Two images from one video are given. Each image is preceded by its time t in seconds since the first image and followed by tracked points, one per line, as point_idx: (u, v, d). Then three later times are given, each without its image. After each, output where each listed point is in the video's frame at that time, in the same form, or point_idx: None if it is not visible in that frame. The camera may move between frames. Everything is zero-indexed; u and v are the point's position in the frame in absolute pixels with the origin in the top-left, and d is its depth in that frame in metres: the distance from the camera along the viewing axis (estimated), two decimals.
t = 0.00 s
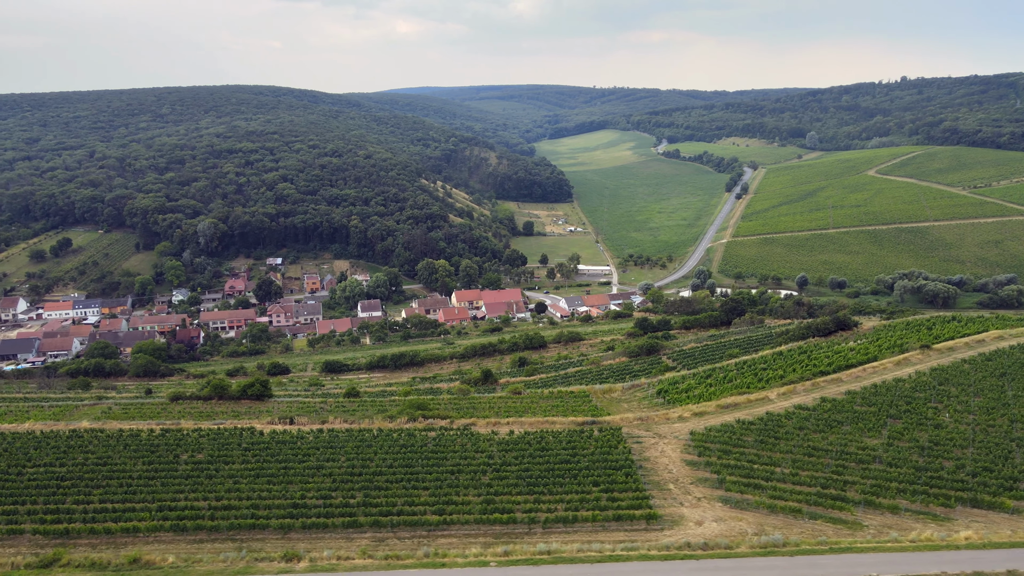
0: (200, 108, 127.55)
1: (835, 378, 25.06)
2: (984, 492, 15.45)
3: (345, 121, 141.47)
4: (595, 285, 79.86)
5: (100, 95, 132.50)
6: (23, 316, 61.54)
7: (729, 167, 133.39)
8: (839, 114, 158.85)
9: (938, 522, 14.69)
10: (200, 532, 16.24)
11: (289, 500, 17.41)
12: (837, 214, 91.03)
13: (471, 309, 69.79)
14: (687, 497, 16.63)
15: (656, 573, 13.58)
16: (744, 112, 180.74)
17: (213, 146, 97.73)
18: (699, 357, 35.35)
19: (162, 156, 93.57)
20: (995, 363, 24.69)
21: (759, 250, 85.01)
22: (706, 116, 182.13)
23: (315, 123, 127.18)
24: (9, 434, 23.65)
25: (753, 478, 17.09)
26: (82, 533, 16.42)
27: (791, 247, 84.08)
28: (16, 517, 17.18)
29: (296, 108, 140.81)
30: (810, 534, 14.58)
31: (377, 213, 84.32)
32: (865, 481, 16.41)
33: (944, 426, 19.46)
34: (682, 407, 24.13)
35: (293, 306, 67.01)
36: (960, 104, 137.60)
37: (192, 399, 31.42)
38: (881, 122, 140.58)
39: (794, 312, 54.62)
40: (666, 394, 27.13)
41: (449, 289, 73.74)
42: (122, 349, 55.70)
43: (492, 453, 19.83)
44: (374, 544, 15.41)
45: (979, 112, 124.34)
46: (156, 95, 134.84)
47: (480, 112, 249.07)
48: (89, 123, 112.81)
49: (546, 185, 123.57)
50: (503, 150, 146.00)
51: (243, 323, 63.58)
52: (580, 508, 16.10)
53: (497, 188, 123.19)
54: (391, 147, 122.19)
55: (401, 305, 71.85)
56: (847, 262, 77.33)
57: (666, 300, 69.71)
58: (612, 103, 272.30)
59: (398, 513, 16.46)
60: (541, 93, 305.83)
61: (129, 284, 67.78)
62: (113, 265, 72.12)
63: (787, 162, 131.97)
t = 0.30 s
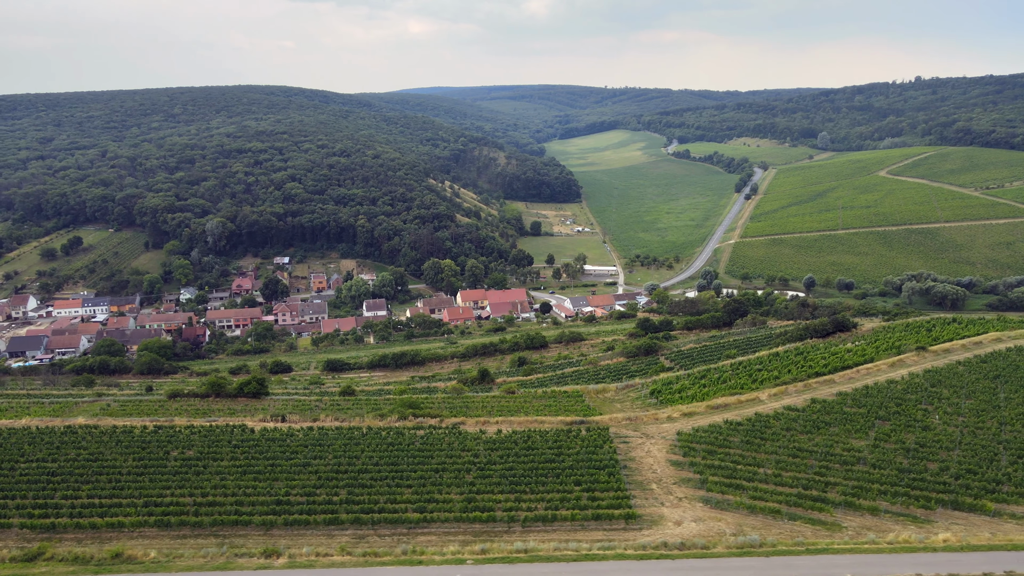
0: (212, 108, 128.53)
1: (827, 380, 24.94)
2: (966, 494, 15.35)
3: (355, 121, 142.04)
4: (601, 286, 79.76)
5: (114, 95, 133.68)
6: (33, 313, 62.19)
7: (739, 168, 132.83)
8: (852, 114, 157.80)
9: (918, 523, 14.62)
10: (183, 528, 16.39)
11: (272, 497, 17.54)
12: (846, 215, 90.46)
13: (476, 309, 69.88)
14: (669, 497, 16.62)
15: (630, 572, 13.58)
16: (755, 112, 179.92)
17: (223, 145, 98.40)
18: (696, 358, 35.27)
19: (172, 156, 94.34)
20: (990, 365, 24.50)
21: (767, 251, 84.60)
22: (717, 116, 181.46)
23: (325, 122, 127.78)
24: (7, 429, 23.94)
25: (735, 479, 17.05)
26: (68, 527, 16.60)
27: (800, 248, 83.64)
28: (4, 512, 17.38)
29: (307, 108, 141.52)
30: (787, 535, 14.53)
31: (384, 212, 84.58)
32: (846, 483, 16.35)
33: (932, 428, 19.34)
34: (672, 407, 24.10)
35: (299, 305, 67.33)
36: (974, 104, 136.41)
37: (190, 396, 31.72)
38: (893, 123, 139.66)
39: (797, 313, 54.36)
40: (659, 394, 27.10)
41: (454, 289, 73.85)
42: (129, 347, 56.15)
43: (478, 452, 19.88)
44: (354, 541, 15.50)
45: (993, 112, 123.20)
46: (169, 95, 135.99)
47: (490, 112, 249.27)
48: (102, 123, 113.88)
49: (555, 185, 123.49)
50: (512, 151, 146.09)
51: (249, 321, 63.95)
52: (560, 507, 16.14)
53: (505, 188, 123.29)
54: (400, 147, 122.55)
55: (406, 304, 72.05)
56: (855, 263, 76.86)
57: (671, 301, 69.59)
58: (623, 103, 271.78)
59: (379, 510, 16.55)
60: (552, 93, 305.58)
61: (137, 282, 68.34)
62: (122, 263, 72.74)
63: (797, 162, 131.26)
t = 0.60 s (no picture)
0: (223, 108, 129.36)
1: (820, 381, 24.80)
2: (947, 496, 15.27)
3: (365, 121, 142.48)
4: (607, 286, 79.61)
5: (127, 95, 134.84)
6: (42, 311, 62.81)
7: (749, 168, 132.19)
8: (864, 114, 156.70)
9: (897, 525, 14.55)
10: (167, 524, 16.56)
11: (257, 493, 17.67)
12: (856, 216, 89.87)
13: (481, 308, 69.95)
14: (651, 497, 16.62)
15: (604, 571, 13.58)
16: (767, 112, 179.01)
17: (233, 145, 99.05)
18: (694, 359, 35.15)
19: (182, 156, 95.06)
20: (985, 367, 24.30)
21: (775, 252, 84.11)
22: (728, 116, 180.69)
23: (334, 122, 128.29)
24: (4, 425, 24.25)
25: (717, 479, 17.03)
26: (55, 522, 16.80)
27: (808, 249, 83.16)
28: None
29: (317, 108, 142.15)
30: (765, 535, 14.51)
31: (392, 212, 84.80)
32: (828, 484, 16.30)
33: (920, 430, 19.21)
34: (663, 408, 24.04)
35: (305, 304, 67.62)
36: (989, 105, 135.16)
37: (188, 394, 31.95)
38: (906, 123, 138.66)
39: (802, 314, 54.04)
40: (652, 395, 27.05)
41: (460, 288, 73.93)
42: (136, 344, 56.61)
43: (464, 450, 19.95)
44: (334, 538, 15.60)
45: (1007, 112, 122.03)
46: (181, 95, 136.98)
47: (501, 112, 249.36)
48: (115, 123, 114.89)
49: (563, 185, 123.38)
50: (521, 151, 146.09)
51: (255, 320, 64.29)
52: (540, 506, 16.16)
53: (514, 188, 123.34)
54: (409, 147, 122.86)
55: (411, 304, 72.21)
56: (864, 264, 76.38)
57: (676, 302, 69.39)
58: (634, 103, 271.13)
59: (361, 507, 16.65)
60: (564, 93, 305.31)
61: (146, 281, 68.88)
62: (131, 262, 73.37)
63: (808, 162, 130.47)
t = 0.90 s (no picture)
0: (235, 108, 130.26)
1: (812, 382, 24.66)
2: (928, 498, 15.18)
3: (375, 121, 143.00)
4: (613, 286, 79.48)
5: (140, 95, 136.07)
6: (53, 309, 63.45)
7: (760, 169, 131.52)
8: (877, 114, 155.51)
9: (877, 527, 14.47)
10: (153, 519, 16.73)
11: (242, 490, 17.80)
12: (866, 217, 89.22)
13: (486, 308, 70.01)
14: (632, 497, 16.63)
15: (579, 571, 13.59)
16: (779, 112, 178.01)
17: (243, 145, 99.70)
18: (691, 359, 35.07)
19: (193, 155, 95.80)
20: (980, 369, 24.11)
21: (783, 253, 83.63)
22: (739, 117, 179.83)
23: (344, 122, 128.85)
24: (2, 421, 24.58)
25: (700, 479, 17.00)
26: (42, 516, 17.01)
27: (817, 250, 82.64)
28: None
29: (328, 108, 142.82)
30: (742, 536, 14.49)
31: (399, 212, 85.01)
32: (809, 485, 16.24)
33: (908, 431, 19.08)
34: (653, 408, 23.99)
35: (310, 303, 67.90)
36: (1003, 105, 133.81)
37: (186, 391, 32.22)
38: (919, 124, 137.52)
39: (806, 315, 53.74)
40: (645, 395, 27.01)
41: (465, 288, 74.02)
42: (142, 342, 57.10)
43: (450, 449, 20.00)
44: (314, 535, 15.69)
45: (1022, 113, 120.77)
46: (193, 95, 138.04)
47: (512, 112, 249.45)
48: (128, 123, 115.96)
49: (572, 185, 123.24)
50: (530, 151, 146.09)
51: (261, 318, 64.65)
52: (519, 505, 16.19)
53: (522, 188, 123.37)
54: (417, 147, 123.18)
55: (417, 303, 72.37)
56: (873, 266, 75.87)
57: (681, 302, 69.19)
58: (646, 103, 270.39)
59: (344, 505, 16.76)
60: (576, 93, 304.97)
61: (155, 279, 69.43)
62: (140, 261, 74.02)
63: (819, 163, 129.67)
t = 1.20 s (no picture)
0: (247, 108, 131.19)
1: (805, 383, 24.53)
2: (910, 501, 15.08)
3: (386, 121, 143.50)
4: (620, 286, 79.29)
5: (154, 95, 137.29)
6: (63, 307, 64.13)
7: (771, 170, 130.74)
8: (891, 115, 154.23)
9: (856, 528, 14.41)
10: (139, 514, 16.91)
11: (228, 486, 17.97)
12: (877, 218, 88.53)
13: (491, 308, 70.06)
14: (614, 496, 16.63)
15: (554, 569, 13.60)
16: (792, 112, 176.87)
17: (254, 145, 100.36)
18: (689, 359, 34.97)
19: (204, 155, 96.56)
20: (975, 371, 23.92)
21: (791, 254, 83.09)
22: (752, 117, 178.91)
23: (354, 122, 129.36)
24: (1, 417, 24.89)
25: (682, 479, 16.99)
26: (31, 511, 17.21)
27: (826, 251, 82.12)
28: None
29: (339, 108, 143.47)
30: (720, 536, 14.47)
31: (406, 211, 85.24)
32: (791, 486, 16.20)
33: (896, 433, 18.96)
34: (644, 408, 23.94)
35: (317, 302, 68.19)
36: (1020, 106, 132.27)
37: (186, 389, 32.52)
38: (934, 124, 136.29)
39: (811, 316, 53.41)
40: (638, 395, 26.96)
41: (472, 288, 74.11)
42: (150, 340, 57.58)
43: (437, 448, 20.07)
44: (295, 532, 15.80)
45: None
46: (206, 95, 139.21)
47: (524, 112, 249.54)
48: (141, 123, 117.03)
49: (581, 185, 123.09)
50: (540, 151, 146.04)
51: (268, 317, 65.02)
52: (500, 504, 16.25)
53: (532, 188, 123.35)
54: (427, 147, 123.48)
55: (423, 303, 72.52)
56: (883, 267, 75.30)
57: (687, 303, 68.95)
58: (659, 103, 269.45)
59: (327, 502, 16.87)
60: (588, 93, 304.45)
61: (164, 278, 70.01)
62: (151, 259, 74.66)
63: (832, 164, 128.78)
